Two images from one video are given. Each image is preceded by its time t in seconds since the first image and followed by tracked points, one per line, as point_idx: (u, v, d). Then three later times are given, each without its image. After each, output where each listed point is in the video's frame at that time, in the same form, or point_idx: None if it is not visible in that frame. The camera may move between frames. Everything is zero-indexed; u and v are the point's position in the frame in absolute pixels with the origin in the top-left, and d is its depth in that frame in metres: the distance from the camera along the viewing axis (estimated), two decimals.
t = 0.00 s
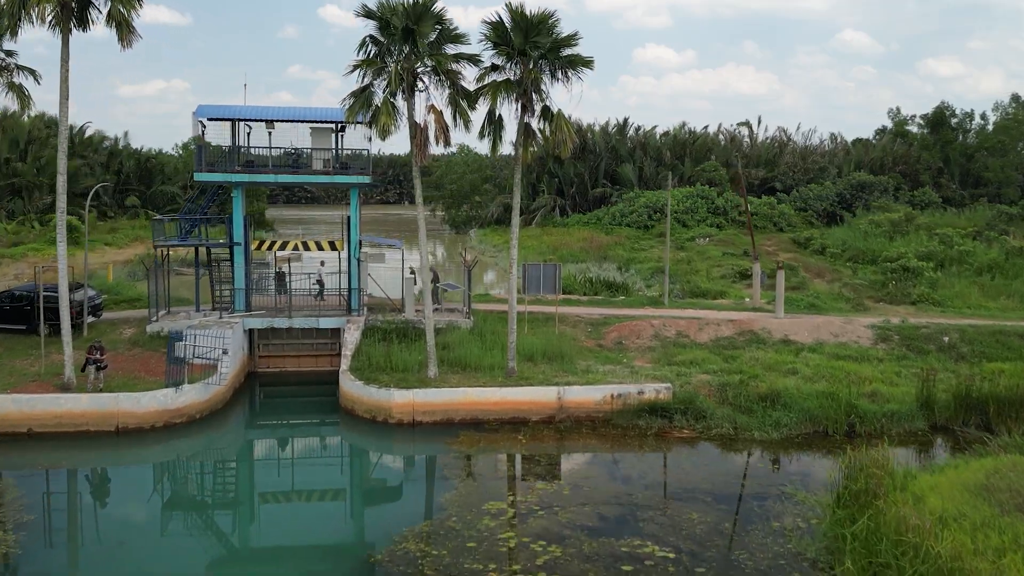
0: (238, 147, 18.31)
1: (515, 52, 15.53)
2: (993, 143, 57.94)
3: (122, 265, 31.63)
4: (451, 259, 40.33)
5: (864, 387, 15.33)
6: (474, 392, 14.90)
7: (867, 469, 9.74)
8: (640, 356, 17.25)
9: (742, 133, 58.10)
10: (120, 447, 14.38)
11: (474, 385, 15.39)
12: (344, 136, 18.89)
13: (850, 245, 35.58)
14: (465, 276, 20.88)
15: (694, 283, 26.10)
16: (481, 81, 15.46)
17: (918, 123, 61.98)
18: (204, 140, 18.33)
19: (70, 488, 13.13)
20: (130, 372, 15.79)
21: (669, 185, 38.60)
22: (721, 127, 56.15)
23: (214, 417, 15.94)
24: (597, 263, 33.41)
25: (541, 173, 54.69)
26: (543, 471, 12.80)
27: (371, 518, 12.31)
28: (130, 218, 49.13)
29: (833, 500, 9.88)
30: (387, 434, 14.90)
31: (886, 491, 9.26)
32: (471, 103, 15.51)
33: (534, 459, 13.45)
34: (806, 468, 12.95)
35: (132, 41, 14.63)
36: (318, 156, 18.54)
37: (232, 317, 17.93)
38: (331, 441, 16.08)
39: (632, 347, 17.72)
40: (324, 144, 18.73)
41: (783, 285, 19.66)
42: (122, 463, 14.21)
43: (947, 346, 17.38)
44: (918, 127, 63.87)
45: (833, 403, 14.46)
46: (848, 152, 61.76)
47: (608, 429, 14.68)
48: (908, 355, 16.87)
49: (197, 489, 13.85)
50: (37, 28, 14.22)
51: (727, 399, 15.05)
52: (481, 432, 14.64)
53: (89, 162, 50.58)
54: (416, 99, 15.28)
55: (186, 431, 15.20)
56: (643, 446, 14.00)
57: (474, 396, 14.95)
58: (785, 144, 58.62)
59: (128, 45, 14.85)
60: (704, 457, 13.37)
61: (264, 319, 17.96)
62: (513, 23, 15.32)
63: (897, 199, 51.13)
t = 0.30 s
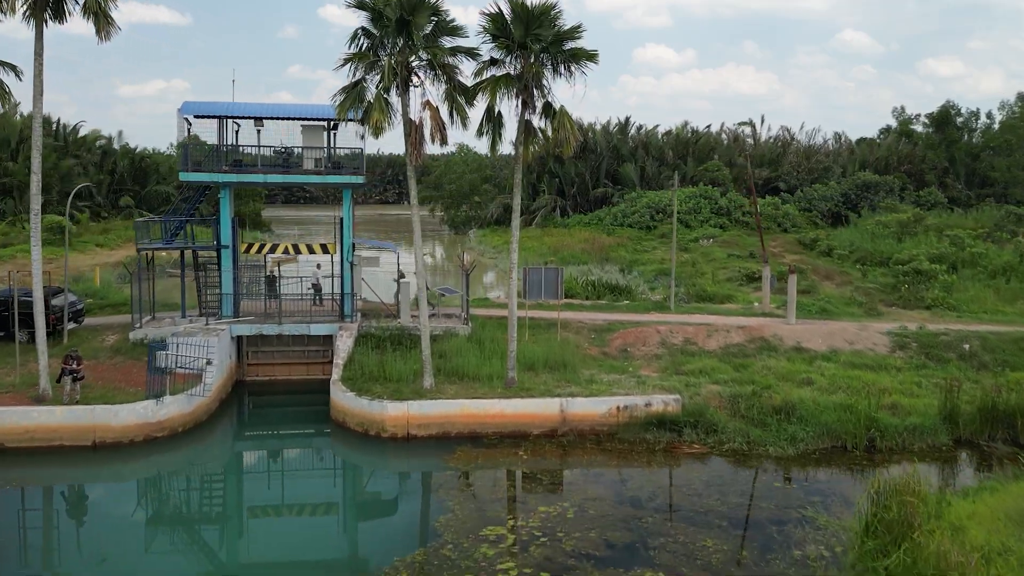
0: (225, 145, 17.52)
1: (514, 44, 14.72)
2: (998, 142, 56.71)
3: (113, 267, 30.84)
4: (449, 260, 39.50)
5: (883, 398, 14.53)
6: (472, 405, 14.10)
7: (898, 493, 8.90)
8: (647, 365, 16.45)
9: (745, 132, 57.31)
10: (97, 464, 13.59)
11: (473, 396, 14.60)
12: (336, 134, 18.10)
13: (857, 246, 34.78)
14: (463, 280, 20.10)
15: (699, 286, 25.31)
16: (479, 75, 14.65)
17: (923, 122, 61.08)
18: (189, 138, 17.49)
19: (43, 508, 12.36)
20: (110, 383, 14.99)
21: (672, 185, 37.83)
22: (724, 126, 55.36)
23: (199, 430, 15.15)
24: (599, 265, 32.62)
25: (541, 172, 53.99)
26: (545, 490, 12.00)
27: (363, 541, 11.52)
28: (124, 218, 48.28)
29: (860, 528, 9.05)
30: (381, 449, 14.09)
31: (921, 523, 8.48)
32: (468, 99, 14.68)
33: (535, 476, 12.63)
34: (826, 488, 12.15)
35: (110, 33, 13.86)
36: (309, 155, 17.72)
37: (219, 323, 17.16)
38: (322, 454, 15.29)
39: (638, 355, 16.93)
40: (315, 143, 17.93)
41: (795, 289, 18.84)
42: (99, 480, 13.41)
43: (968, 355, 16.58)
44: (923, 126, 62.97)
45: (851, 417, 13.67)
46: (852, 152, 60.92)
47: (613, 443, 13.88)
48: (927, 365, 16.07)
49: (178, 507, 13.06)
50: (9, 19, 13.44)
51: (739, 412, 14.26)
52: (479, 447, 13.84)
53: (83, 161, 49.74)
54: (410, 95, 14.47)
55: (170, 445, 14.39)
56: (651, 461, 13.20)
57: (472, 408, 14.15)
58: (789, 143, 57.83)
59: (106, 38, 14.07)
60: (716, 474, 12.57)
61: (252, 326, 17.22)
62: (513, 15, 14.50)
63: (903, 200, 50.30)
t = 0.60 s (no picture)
0: (212, 143, 16.78)
1: (514, 37, 13.94)
2: (1005, 141, 55.91)
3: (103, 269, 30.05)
4: (448, 262, 38.69)
5: (904, 410, 13.77)
6: (470, 418, 13.33)
7: (934, 525, 8.25)
8: (654, 374, 15.69)
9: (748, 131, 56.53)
10: (74, 480, 12.79)
11: (470, 408, 13.82)
12: (328, 132, 17.34)
13: (865, 248, 34.00)
14: (462, 284, 19.33)
15: (706, 289, 24.54)
16: (477, 69, 13.87)
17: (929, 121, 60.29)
18: (174, 136, 16.73)
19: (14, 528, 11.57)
20: (88, 395, 14.20)
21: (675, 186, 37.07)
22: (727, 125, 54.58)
23: (182, 443, 14.37)
24: (602, 267, 31.83)
25: (542, 172, 53.21)
26: (548, 510, 11.21)
27: (353, 565, 10.73)
28: (118, 219, 47.46)
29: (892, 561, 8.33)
30: (373, 464, 13.30)
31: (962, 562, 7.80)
32: (466, 94, 13.90)
33: (538, 494, 11.85)
34: (847, 509, 11.35)
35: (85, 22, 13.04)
36: (300, 154, 16.97)
37: (205, 330, 16.40)
38: (312, 467, 14.51)
39: (644, 363, 16.17)
40: (306, 141, 17.18)
41: (807, 295, 18.05)
42: (75, 497, 12.63)
43: (991, 363, 15.82)
44: (927, 124, 62.18)
45: (872, 431, 12.89)
46: (857, 152, 60.12)
47: (620, 458, 13.10)
48: (949, 374, 15.30)
49: (158, 527, 12.28)
50: None
51: (752, 425, 13.48)
52: (478, 462, 13.06)
53: (76, 161, 48.98)
54: (404, 90, 13.69)
55: (152, 459, 13.60)
56: (661, 477, 12.42)
57: (471, 422, 13.37)
58: (793, 143, 57.03)
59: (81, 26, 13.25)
60: (730, 492, 11.80)
61: (241, 333, 16.45)
62: (513, 5, 13.72)
63: (909, 199, 49.51)
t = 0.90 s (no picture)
0: (196, 141, 16.01)
1: (514, 27, 13.16)
2: (1012, 140, 55.07)
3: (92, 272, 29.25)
4: (447, 263, 37.85)
5: (928, 424, 12.99)
6: (467, 433, 12.56)
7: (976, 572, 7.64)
8: (661, 384, 14.91)
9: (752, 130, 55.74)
10: (46, 499, 11.99)
11: (468, 422, 13.03)
12: (319, 130, 16.58)
13: (874, 249, 33.22)
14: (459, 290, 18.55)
15: (712, 293, 23.76)
16: (475, 62, 13.07)
17: (934, 120, 59.47)
18: (157, 134, 15.97)
19: None
20: (63, 408, 13.42)
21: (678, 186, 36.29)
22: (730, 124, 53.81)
23: (164, 458, 13.58)
24: (604, 269, 31.05)
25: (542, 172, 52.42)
26: (550, 534, 10.40)
27: None
28: (111, 219, 46.62)
29: None
30: (365, 482, 12.51)
31: None
32: (464, 88, 13.11)
33: (540, 515, 11.07)
34: (874, 534, 10.53)
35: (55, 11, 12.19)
36: (289, 153, 16.20)
37: (189, 338, 15.61)
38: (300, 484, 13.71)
39: (650, 372, 15.39)
40: (295, 139, 16.41)
41: (821, 300, 17.26)
42: (47, 518, 11.84)
43: (1016, 373, 15.06)
44: (931, 123, 61.36)
45: (895, 447, 12.11)
46: (861, 152, 59.30)
47: (627, 476, 12.32)
48: (972, 385, 14.54)
49: (134, 550, 11.48)
50: None
51: (767, 441, 12.70)
52: (476, 479, 12.27)
53: (69, 160, 48.15)
54: (396, 84, 12.90)
55: (130, 475, 12.81)
56: (671, 497, 11.63)
57: (468, 437, 12.59)
58: (797, 142, 56.23)
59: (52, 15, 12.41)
60: (746, 514, 11.01)
61: (227, 341, 15.66)
62: None
63: (915, 199, 48.72)
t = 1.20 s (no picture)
0: (179, 139, 15.25)
1: (514, 18, 12.39)
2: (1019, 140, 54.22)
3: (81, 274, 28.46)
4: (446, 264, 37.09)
5: (954, 440, 12.22)
6: (464, 451, 11.78)
7: None
8: (669, 396, 14.15)
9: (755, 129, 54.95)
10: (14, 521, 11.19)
11: (465, 438, 12.26)
12: (309, 128, 15.83)
13: (882, 251, 32.45)
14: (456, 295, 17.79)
15: (718, 297, 22.99)
16: (473, 55, 12.30)
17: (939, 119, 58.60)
18: (138, 132, 15.20)
19: None
20: (36, 423, 12.65)
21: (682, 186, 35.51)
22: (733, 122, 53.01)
23: (144, 475, 12.81)
24: (606, 271, 30.27)
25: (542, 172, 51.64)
26: (553, 564, 9.62)
27: None
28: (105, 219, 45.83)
29: None
30: (356, 503, 11.73)
31: None
32: (461, 84, 12.34)
33: (543, 539, 10.30)
34: (904, 564, 9.73)
35: (22, 3, 11.40)
36: (278, 152, 15.44)
37: (172, 347, 14.83)
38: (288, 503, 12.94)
39: (657, 383, 14.63)
40: (284, 138, 15.67)
41: (835, 306, 16.49)
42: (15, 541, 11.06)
43: None
44: (936, 123, 60.52)
45: (921, 466, 11.33)
46: (866, 151, 58.45)
47: (634, 496, 11.54)
48: (998, 398, 13.77)
49: None
50: None
51: (784, 459, 11.93)
52: (474, 500, 11.50)
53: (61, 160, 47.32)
54: (389, 79, 12.13)
55: (106, 495, 12.03)
56: (682, 519, 10.86)
57: (465, 455, 11.82)
58: (801, 142, 55.43)
59: (20, 8, 11.62)
60: (764, 540, 10.24)
61: (212, 350, 14.89)
62: None
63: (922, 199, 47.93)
